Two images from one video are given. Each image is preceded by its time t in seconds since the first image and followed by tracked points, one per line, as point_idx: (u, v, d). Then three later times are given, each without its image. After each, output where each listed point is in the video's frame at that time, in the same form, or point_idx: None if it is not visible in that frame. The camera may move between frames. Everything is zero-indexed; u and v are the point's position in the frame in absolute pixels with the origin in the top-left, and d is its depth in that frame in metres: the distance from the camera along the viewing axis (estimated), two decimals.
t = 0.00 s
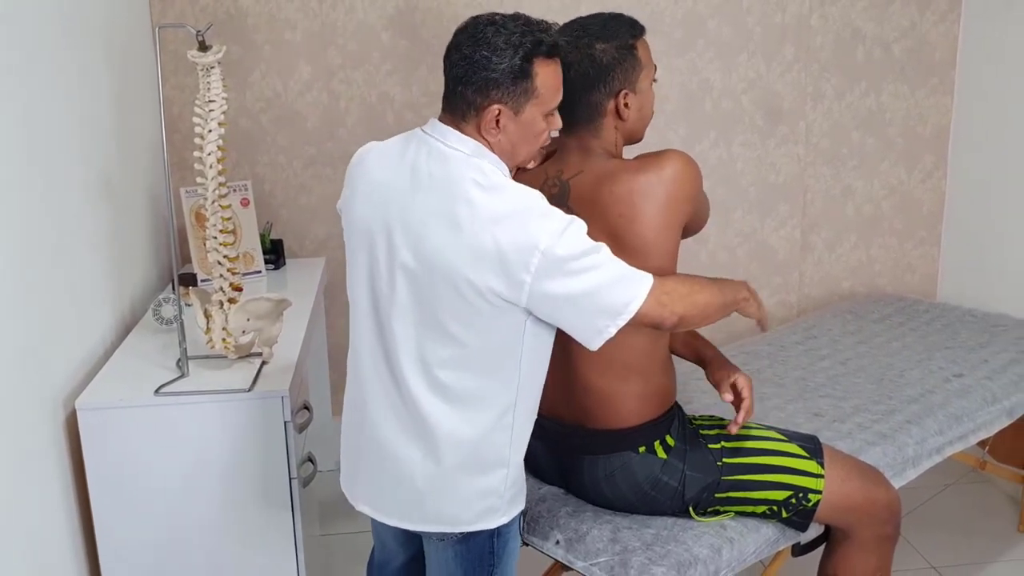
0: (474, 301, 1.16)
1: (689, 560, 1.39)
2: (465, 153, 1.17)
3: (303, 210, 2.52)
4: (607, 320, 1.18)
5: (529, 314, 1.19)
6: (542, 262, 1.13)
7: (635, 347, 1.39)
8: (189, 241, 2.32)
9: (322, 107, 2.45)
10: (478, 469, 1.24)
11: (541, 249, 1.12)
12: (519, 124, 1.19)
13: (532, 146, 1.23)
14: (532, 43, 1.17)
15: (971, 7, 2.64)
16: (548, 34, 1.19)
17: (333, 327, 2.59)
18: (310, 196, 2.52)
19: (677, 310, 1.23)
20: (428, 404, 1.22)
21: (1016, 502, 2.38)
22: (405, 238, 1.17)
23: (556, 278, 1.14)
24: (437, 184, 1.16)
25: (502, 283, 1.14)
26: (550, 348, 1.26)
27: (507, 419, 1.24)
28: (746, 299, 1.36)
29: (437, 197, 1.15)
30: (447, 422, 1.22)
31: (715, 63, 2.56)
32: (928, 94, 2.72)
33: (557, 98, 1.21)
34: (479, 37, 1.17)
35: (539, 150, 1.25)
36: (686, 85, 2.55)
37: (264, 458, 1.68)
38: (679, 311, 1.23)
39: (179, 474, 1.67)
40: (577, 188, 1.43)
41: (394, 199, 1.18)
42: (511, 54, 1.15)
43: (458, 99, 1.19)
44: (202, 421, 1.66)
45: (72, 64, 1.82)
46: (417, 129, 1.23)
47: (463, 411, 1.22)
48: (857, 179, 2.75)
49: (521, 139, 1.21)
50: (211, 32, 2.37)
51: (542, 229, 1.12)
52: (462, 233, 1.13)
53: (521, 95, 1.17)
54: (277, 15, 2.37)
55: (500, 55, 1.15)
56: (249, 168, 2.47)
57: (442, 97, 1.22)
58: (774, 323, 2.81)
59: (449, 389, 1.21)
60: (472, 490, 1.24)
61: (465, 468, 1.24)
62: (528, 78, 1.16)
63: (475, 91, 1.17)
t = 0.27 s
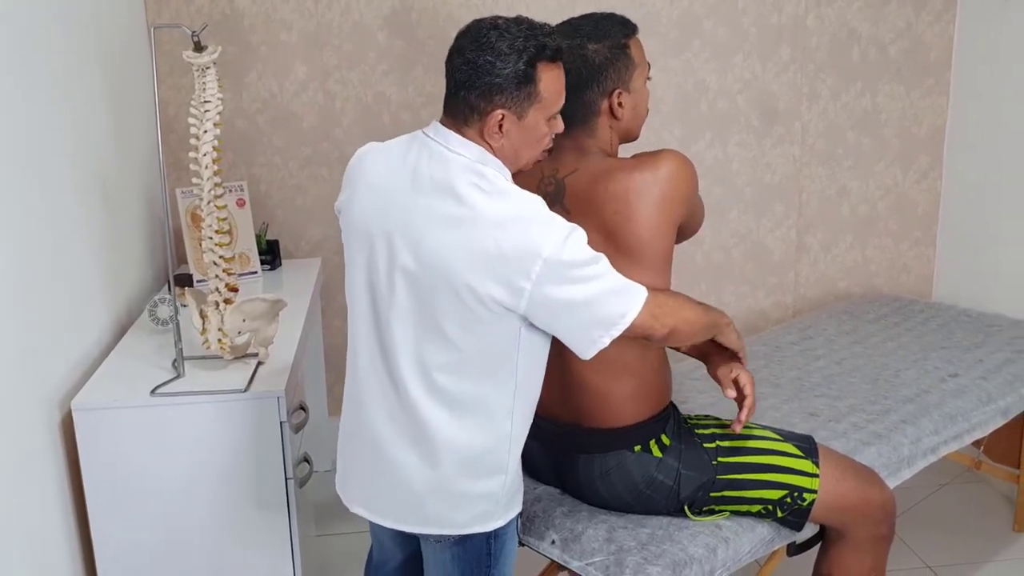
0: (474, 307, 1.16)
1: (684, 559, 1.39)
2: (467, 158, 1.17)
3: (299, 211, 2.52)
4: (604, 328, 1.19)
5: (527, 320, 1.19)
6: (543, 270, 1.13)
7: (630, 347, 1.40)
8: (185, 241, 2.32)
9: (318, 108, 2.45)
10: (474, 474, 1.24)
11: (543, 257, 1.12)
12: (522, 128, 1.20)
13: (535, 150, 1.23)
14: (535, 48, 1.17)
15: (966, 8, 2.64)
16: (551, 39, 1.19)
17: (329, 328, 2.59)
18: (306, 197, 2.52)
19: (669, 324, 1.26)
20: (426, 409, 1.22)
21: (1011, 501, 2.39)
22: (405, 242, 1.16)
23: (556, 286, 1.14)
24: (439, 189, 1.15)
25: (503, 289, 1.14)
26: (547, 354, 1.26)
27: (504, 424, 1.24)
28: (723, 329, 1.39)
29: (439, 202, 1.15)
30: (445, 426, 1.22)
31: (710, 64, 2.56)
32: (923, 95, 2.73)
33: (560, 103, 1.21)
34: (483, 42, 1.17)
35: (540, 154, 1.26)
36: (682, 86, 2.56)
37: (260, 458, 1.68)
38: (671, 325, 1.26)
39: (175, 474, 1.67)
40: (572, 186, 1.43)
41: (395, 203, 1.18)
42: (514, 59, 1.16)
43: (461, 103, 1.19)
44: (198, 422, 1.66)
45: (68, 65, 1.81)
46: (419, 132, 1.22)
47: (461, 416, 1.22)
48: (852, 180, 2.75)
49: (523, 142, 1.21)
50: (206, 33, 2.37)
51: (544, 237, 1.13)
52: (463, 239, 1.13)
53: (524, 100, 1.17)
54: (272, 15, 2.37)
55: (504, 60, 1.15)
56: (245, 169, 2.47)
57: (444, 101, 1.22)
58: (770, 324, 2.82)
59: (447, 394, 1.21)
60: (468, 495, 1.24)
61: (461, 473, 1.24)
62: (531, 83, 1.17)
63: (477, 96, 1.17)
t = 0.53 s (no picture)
0: (473, 309, 1.15)
1: (679, 559, 1.40)
2: (470, 160, 1.17)
3: (295, 211, 2.52)
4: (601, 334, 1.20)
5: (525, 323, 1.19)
6: (545, 275, 1.13)
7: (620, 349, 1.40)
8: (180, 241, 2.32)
9: (314, 108, 2.45)
10: (467, 477, 1.25)
11: (545, 262, 1.12)
12: (529, 133, 1.20)
13: (540, 155, 1.23)
14: (546, 53, 1.17)
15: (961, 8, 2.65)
16: (561, 45, 1.20)
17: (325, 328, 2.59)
18: (302, 197, 2.52)
19: (662, 328, 1.27)
20: (423, 411, 1.21)
21: (1006, 501, 2.39)
22: (406, 243, 1.16)
23: (557, 291, 1.14)
24: (442, 191, 1.15)
25: (503, 293, 1.14)
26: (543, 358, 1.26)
27: (499, 428, 1.24)
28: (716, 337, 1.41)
29: (441, 203, 1.15)
30: (441, 429, 1.22)
31: (706, 64, 2.56)
32: (919, 95, 2.73)
33: (567, 108, 1.22)
34: (494, 46, 1.16)
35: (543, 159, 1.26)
36: (678, 86, 2.56)
37: (255, 459, 1.68)
38: (666, 329, 1.27)
39: (170, 475, 1.67)
40: (569, 185, 1.44)
41: (396, 203, 1.17)
42: (526, 63, 1.16)
43: (469, 106, 1.19)
44: (194, 423, 1.66)
45: (63, 65, 1.81)
46: (423, 131, 1.22)
47: (456, 419, 1.22)
48: (848, 180, 2.76)
49: (530, 147, 1.21)
50: (202, 33, 2.36)
51: (546, 242, 1.13)
52: (465, 241, 1.13)
53: (534, 104, 1.18)
54: (268, 15, 2.37)
55: (515, 65, 1.15)
56: (240, 169, 2.47)
57: (449, 103, 1.21)
58: (766, 324, 2.82)
59: (444, 396, 1.21)
60: (461, 498, 1.24)
61: (455, 476, 1.24)
62: (541, 88, 1.17)
63: (487, 99, 1.17)
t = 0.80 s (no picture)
0: (459, 311, 1.15)
1: (674, 560, 1.40)
2: (461, 162, 1.17)
3: (291, 213, 2.52)
4: (589, 348, 1.19)
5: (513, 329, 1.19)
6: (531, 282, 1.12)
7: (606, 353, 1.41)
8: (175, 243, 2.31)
9: (309, 109, 2.45)
10: (454, 480, 1.24)
11: (531, 267, 1.12)
12: (524, 132, 1.20)
13: (535, 155, 1.24)
14: (545, 53, 1.18)
15: (956, 9, 2.65)
16: (559, 46, 1.21)
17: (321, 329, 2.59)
18: (297, 198, 2.51)
19: (649, 353, 1.25)
20: (409, 412, 1.22)
21: (1001, 501, 2.40)
22: (395, 243, 1.17)
23: (544, 299, 1.14)
24: (431, 192, 1.16)
25: (490, 297, 1.14)
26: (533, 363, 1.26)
27: (486, 433, 1.23)
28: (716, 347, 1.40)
29: (429, 204, 1.15)
30: (427, 429, 1.23)
31: (701, 65, 2.56)
32: (914, 96, 2.74)
33: (563, 110, 1.23)
34: (494, 43, 1.17)
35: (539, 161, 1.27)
36: (673, 87, 2.56)
37: (249, 460, 1.68)
38: (654, 352, 1.26)
39: (165, 476, 1.67)
40: (562, 183, 1.44)
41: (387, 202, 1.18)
42: (524, 62, 1.16)
43: (466, 103, 1.19)
44: (188, 424, 1.65)
45: (58, 66, 1.81)
46: (418, 132, 1.22)
47: (443, 421, 1.23)
48: (843, 180, 2.76)
49: (525, 146, 1.22)
50: (197, 34, 2.36)
51: (533, 248, 1.12)
52: (452, 243, 1.13)
53: (530, 104, 1.18)
54: (264, 16, 2.37)
55: (513, 63, 1.16)
56: (235, 170, 2.46)
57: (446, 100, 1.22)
58: (762, 324, 2.82)
59: (430, 397, 1.21)
60: (446, 501, 1.24)
61: (442, 479, 1.24)
62: (539, 87, 1.18)
63: (484, 97, 1.17)
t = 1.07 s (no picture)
0: (447, 309, 1.16)
1: (667, 559, 1.39)
2: (448, 159, 1.17)
3: (285, 212, 2.52)
4: (577, 351, 1.17)
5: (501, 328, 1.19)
6: (516, 280, 1.12)
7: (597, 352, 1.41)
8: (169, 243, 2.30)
9: (303, 108, 2.45)
10: (443, 480, 1.24)
11: (516, 265, 1.11)
12: (512, 127, 1.20)
13: (523, 152, 1.23)
14: (532, 47, 1.18)
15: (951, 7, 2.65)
16: (545, 41, 1.21)
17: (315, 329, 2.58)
18: (292, 197, 2.51)
19: (639, 355, 1.24)
20: (398, 411, 1.22)
21: (996, 500, 2.40)
22: (383, 240, 1.17)
23: (529, 299, 1.12)
24: (419, 189, 1.16)
25: (475, 294, 1.14)
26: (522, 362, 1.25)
27: (475, 433, 1.23)
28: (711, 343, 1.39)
29: (417, 202, 1.15)
30: (416, 428, 1.23)
31: (696, 64, 2.56)
32: (909, 94, 2.74)
33: (551, 107, 1.23)
34: (479, 37, 1.18)
35: (528, 158, 1.26)
36: (668, 86, 2.56)
37: (243, 460, 1.68)
38: (641, 354, 1.24)
39: (158, 476, 1.67)
40: (553, 180, 1.44)
41: (376, 201, 1.19)
42: (509, 56, 1.17)
43: (452, 98, 1.20)
44: (181, 424, 1.65)
45: (50, 65, 1.80)
46: (405, 130, 1.22)
47: (432, 420, 1.22)
48: (838, 179, 2.76)
49: (513, 142, 1.22)
50: (191, 34, 2.36)
51: (518, 245, 1.12)
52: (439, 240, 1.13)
53: (517, 98, 1.18)
54: (257, 15, 2.37)
55: (499, 56, 1.16)
56: (230, 170, 2.46)
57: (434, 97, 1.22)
58: (757, 323, 2.82)
59: (419, 396, 1.21)
60: (435, 500, 1.24)
61: (431, 478, 1.24)
62: (525, 82, 1.18)
63: (470, 91, 1.18)
